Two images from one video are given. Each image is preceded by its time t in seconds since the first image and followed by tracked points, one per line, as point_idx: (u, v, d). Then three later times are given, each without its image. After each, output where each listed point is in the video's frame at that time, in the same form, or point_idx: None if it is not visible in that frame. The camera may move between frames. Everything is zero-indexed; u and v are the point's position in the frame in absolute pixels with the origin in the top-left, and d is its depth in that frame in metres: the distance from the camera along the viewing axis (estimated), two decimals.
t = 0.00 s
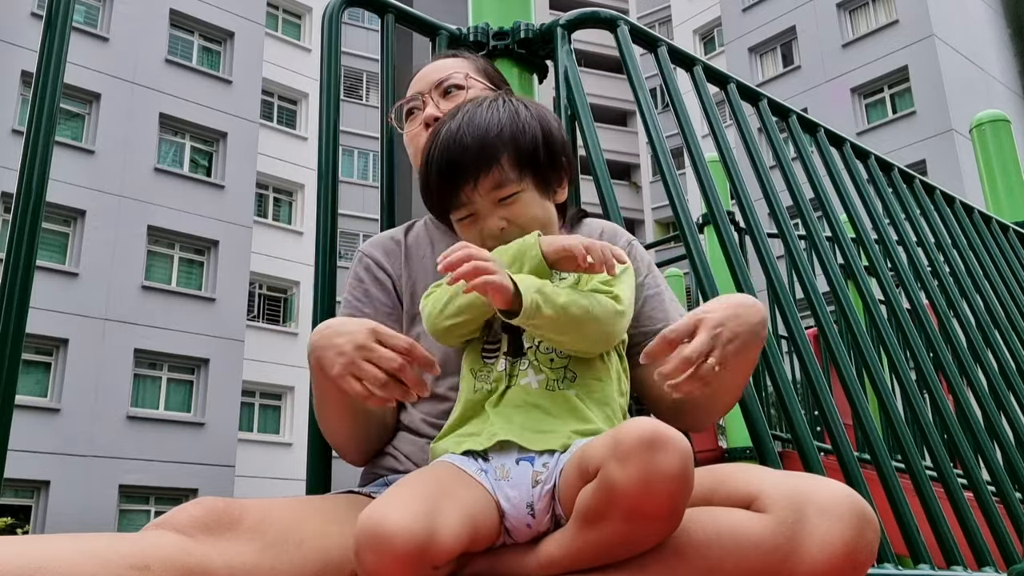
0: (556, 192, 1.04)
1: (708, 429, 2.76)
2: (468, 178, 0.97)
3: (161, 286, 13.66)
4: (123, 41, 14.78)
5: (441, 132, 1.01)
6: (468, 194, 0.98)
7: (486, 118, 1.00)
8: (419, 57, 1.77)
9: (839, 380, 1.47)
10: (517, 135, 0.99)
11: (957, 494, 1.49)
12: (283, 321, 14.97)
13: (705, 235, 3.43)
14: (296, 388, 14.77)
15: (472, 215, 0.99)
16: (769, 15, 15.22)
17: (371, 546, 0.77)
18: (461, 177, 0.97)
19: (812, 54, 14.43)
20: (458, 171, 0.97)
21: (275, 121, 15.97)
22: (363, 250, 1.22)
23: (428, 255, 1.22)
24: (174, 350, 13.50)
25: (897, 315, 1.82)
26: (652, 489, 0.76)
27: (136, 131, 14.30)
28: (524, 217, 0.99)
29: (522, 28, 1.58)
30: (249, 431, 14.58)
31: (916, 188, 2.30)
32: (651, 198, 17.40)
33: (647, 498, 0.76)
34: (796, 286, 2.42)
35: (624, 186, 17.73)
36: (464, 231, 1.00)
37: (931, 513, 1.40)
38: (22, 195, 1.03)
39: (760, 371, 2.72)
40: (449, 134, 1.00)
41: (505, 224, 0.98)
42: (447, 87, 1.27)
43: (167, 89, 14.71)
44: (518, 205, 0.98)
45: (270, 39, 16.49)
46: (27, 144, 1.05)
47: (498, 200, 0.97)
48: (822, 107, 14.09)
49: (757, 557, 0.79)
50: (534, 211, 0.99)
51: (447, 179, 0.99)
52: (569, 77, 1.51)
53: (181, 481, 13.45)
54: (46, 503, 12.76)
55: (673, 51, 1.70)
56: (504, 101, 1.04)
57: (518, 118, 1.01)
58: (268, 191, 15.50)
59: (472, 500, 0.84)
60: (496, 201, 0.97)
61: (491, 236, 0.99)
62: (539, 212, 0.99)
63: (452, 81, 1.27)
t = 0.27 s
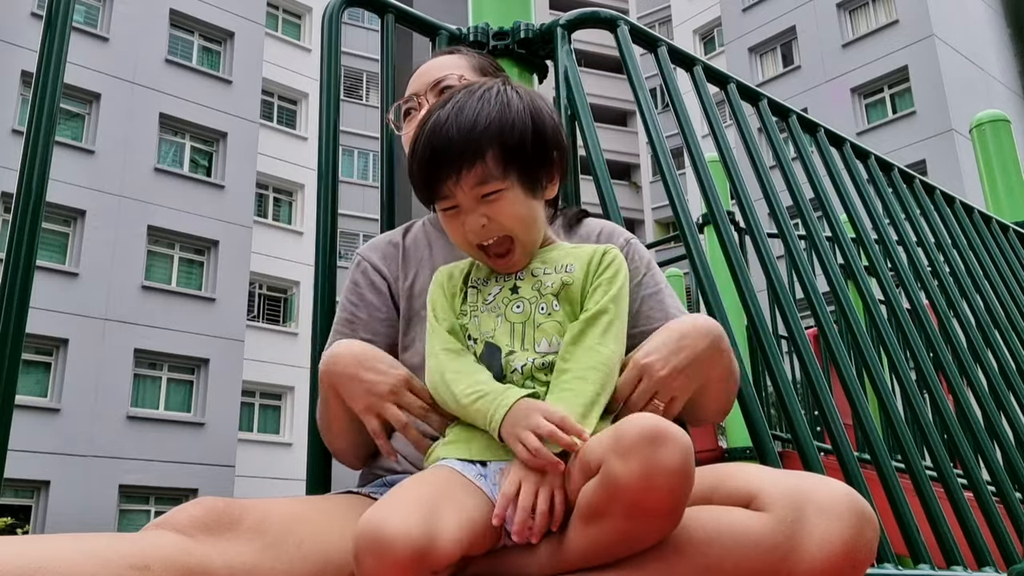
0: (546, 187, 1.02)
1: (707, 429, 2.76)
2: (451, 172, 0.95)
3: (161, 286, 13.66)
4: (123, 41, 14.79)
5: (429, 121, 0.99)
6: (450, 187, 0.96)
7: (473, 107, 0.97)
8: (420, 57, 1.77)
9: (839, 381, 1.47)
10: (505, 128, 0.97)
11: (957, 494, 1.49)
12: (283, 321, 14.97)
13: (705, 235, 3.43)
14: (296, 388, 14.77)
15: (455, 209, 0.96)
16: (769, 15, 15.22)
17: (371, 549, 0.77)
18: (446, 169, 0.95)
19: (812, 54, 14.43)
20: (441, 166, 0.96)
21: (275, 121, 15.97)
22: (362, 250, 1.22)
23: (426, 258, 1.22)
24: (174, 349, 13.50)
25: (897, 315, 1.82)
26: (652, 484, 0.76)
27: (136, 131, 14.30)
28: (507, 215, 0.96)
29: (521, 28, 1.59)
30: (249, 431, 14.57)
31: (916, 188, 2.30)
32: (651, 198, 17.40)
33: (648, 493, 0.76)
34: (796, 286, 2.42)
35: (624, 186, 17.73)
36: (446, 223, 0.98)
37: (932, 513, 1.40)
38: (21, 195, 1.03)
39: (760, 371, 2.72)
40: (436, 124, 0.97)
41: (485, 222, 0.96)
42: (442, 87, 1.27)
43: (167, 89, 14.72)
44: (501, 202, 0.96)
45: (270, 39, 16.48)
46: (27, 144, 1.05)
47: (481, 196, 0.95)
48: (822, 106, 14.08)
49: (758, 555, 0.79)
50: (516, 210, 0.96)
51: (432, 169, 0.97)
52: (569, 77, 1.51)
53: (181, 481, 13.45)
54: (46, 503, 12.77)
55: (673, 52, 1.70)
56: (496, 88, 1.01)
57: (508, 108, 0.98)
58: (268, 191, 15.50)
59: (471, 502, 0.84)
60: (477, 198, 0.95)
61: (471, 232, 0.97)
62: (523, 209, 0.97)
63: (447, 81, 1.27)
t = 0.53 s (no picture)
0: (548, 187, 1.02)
1: (707, 429, 2.75)
2: (455, 173, 0.94)
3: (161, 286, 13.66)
4: (123, 41, 14.79)
5: (433, 120, 0.98)
6: (454, 188, 0.95)
7: (479, 107, 0.97)
8: (420, 57, 1.77)
9: (839, 380, 1.47)
10: (510, 129, 0.96)
11: (957, 494, 1.49)
12: (283, 321, 14.97)
13: (705, 235, 3.43)
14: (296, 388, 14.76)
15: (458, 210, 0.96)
16: (769, 15, 15.23)
17: (370, 554, 0.77)
18: (449, 171, 0.95)
19: (812, 54, 14.44)
20: (446, 167, 0.95)
21: (275, 121, 15.98)
22: (364, 250, 1.22)
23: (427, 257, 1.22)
24: (174, 349, 13.50)
25: (897, 315, 1.82)
26: (654, 490, 0.76)
27: (136, 131, 14.30)
28: (511, 217, 0.96)
29: (521, 28, 1.59)
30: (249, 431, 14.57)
31: (916, 188, 2.30)
32: (651, 198, 17.40)
33: (648, 497, 0.76)
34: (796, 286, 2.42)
35: (624, 186, 17.73)
36: (450, 224, 0.97)
37: (931, 513, 1.40)
38: (21, 195, 1.03)
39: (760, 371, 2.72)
40: (440, 124, 0.97)
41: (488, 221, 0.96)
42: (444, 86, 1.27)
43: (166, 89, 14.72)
44: (504, 203, 0.95)
45: (270, 39, 16.49)
46: (27, 144, 1.05)
47: (486, 197, 0.94)
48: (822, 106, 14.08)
49: (758, 557, 0.79)
50: (521, 212, 0.97)
51: (436, 170, 0.96)
52: (569, 76, 1.51)
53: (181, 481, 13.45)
54: (46, 503, 12.77)
55: (673, 52, 1.70)
56: (499, 85, 1.01)
57: (513, 108, 0.98)
58: (268, 191, 15.49)
59: (471, 506, 0.85)
60: (481, 199, 0.95)
61: (475, 232, 0.97)
62: (526, 209, 0.97)
63: (452, 80, 1.27)
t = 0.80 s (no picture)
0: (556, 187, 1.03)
1: (708, 429, 2.75)
2: (479, 173, 0.94)
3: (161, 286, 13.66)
4: (123, 42, 14.80)
5: (446, 125, 0.97)
6: (477, 189, 0.95)
7: (494, 111, 0.97)
8: (420, 56, 1.77)
9: (840, 380, 1.47)
10: (526, 131, 0.97)
11: (957, 494, 1.49)
12: (283, 321, 14.97)
13: (705, 235, 3.43)
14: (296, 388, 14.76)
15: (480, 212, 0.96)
16: (769, 16, 15.23)
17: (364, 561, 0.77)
18: (472, 173, 0.95)
19: (812, 54, 14.44)
20: (471, 169, 0.95)
21: (275, 121, 15.98)
22: (364, 248, 1.22)
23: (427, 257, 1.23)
24: (174, 349, 13.50)
25: (897, 315, 1.82)
26: (669, 489, 0.76)
27: (136, 131, 14.30)
28: (533, 215, 0.98)
29: (522, 28, 1.58)
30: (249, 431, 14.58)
31: (916, 188, 2.30)
32: (651, 198, 17.42)
33: (663, 497, 0.76)
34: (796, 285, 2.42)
35: (624, 186, 17.74)
36: (470, 226, 0.98)
37: (932, 513, 1.40)
38: (22, 195, 1.03)
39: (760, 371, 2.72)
40: (456, 129, 0.96)
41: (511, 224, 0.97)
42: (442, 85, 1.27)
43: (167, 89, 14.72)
44: (524, 203, 0.97)
45: (270, 39, 16.48)
46: (27, 144, 1.05)
47: (510, 195, 0.95)
48: (822, 107, 14.09)
49: (759, 556, 0.80)
50: (543, 208, 0.98)
51: (455, 173, 0.96)
52: (569, 76, 1.51)
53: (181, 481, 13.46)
54: (46, 503, 12.78)
55: (673, 51, 1.70)
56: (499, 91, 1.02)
57: (525, 112, 1.00)
58: (268, 191, 15.49)
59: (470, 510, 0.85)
60: (506, 198, 0.95)
61: (498, 232, 0.98)
62: (544, 210, 0.99)
63: (449, 81, 1.27)
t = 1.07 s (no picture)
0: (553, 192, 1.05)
1: (708, 429, 2.76)
2: (475, 187, 0.97)
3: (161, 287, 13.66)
4: (123, 42, 14.80)
5: (437, 142, 0.99)
6: (475, 201, 0.97)
7: (484, 126, 0.98)
8: (421, 56, 1.77)
9: (839, 380, 1.47)
10: (517, 141, 0.98)
11: (957, 494, 1.49)
12: (283, 321, 14.98)
13: (704, 235, 3.43)
14: (296, 388, 14.76)
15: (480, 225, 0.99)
16: (769, 15, 15.23)
17: (360, 557, 0.77)
18: (468, 187, 0.97)
19: (812, 55, 14.44)
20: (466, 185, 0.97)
21: (275, 121, 15.99)
22: (365, 249, 1.22)
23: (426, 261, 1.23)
24: (174, 349, 13.50)
25: (898, 315, 1.82)
26: (673, 477, 0.76)
27: (136, 130, 14.30)
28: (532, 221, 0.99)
29: (522, 28, 1.58)
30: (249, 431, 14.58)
31: (916, 188, 2.30)
32: (651, 198, 17.43)
33: (666, 487, 0.77)
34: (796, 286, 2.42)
35: (624, 186, 17.76)
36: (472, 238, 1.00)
37: (931, 513, 1.40)
38: (21, 195, 1.03)
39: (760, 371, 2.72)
40: (447, 144, 0.98)
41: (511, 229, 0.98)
42: (433, 91, 1.28)
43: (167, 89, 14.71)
44: (520, 211, 0.99)
45: (270, 39, 16.49)
46: (27, 144, 1.05)
47: (505, 203, 0.97)
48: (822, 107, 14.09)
49: (757, 554, 0.80)
50: (541, 214, 0.99)
51: (453, 189, 0.98)
52: (569, 76, 1.51)
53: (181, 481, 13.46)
54: (46, 503, 12.77)
55: (673, 52, 1.70)
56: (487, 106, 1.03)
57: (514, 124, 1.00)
58: (268, 191, 15.50)
59: (469, 503, 0.85)
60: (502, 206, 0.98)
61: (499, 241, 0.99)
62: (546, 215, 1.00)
63: (439, 85, 1.28)
